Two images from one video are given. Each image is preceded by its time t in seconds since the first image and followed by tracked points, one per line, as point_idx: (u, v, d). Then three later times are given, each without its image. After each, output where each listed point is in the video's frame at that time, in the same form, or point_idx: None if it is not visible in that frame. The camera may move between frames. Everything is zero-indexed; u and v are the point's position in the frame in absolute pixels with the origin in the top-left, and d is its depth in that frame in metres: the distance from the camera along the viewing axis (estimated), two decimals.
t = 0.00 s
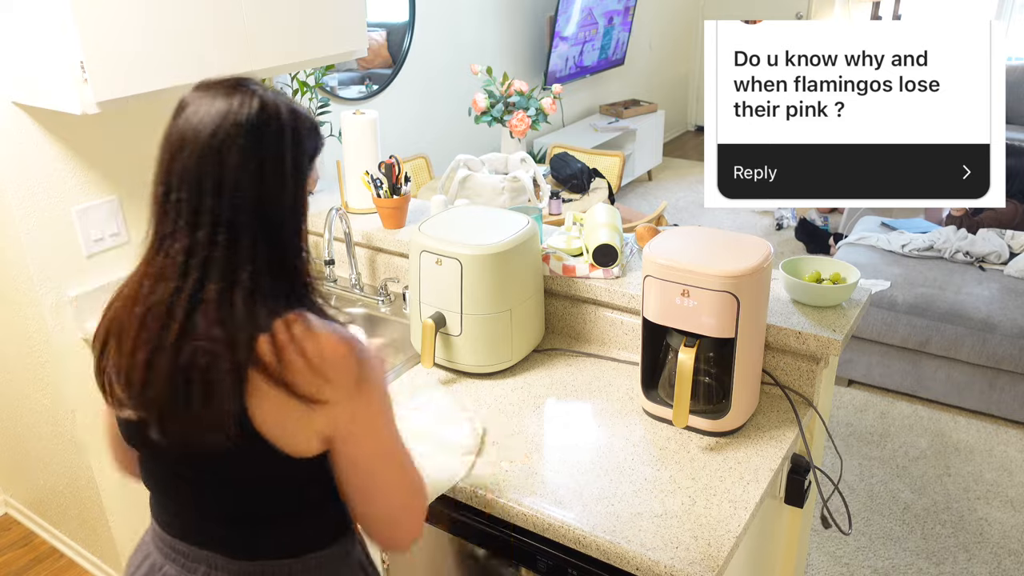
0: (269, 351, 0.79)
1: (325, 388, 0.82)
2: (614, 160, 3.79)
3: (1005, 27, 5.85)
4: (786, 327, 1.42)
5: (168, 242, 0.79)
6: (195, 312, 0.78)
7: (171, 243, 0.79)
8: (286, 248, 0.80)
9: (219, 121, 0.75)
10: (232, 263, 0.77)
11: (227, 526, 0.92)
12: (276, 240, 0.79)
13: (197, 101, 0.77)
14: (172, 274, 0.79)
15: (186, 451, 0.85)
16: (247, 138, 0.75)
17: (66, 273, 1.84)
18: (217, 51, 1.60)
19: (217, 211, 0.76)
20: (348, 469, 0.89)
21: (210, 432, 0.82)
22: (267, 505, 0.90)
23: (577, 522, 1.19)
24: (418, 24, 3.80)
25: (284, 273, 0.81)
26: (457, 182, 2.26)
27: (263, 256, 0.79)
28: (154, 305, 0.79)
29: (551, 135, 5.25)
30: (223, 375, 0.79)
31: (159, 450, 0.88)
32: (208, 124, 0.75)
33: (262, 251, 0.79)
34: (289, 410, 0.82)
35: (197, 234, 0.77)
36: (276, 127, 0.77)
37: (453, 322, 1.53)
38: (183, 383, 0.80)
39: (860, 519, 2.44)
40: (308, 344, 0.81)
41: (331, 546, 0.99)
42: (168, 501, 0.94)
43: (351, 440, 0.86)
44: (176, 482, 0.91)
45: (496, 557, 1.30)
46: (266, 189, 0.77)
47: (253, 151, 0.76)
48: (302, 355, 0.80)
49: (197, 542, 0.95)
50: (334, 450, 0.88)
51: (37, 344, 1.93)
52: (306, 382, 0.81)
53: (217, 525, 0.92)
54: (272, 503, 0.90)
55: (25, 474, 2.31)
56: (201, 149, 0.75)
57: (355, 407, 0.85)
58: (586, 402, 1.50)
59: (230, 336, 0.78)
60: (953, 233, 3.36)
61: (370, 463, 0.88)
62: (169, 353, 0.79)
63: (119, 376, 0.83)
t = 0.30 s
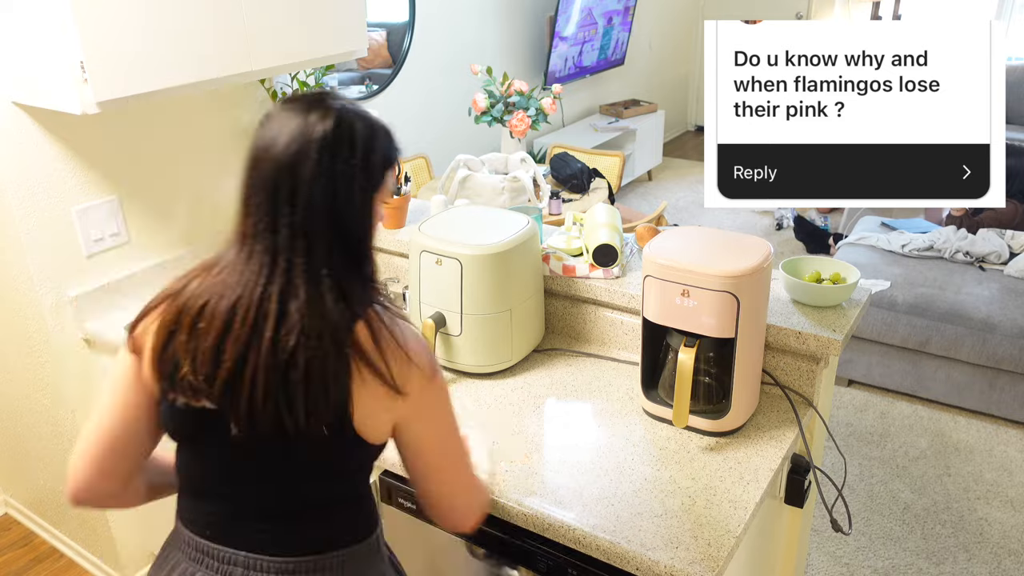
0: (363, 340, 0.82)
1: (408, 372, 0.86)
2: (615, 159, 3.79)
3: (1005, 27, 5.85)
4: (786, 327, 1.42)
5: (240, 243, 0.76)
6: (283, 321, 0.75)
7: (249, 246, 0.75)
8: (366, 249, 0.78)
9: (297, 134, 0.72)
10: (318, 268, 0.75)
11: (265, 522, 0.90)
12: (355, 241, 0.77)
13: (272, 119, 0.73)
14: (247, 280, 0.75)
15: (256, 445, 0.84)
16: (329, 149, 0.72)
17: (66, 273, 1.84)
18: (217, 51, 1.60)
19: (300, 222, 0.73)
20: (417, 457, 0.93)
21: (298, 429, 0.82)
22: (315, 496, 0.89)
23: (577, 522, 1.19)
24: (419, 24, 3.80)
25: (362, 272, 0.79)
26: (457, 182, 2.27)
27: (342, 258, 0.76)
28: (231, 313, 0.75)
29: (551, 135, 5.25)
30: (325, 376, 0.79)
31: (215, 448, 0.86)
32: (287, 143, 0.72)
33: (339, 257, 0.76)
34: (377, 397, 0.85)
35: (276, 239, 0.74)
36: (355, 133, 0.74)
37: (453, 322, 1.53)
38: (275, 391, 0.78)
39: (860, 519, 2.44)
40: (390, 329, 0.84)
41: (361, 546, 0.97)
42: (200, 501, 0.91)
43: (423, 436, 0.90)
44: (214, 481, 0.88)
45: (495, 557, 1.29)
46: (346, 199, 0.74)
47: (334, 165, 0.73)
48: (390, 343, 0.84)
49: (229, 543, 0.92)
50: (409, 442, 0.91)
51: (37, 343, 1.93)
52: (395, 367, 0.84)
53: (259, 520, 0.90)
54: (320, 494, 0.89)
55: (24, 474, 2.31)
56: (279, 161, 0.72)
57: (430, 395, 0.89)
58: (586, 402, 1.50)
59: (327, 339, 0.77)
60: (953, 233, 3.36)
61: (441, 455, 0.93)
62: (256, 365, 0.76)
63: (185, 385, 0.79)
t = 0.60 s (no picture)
0: (423, 363, 0.83)
1: (471, 395, 0.86)
2: (615, 159, 3.79)
3: (1005, 26, 5.85)
4: (786, 327, 1.42)
5: (331, 256, 0.85)
6: (349, 329, 0.81)
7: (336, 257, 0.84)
8: (444, 270, 0.85)
9: (389, 158, 0.80)
10: (392, 283, 0.82)
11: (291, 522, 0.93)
12: (434, 266, 0.84)
13: (369, 141, 0.81)
14: (331, 288, 0.84)
15: (310, 450, 0.88)
16: (416, 174, 0.80)
17: (66, 273, 1.84)
18: (217, 50, 1.60)
19: (384, 238, 0.81)
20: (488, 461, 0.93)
21: (350, 441, 0.85)
22: (342, 508, 0.91)
23: (577, 522, 1.18)
24: (419, 24, 3.79)
25: (437, 291, 0.85)
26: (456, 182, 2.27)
27: (416, 278, 0.83)
28: (307, 316, 0.83)
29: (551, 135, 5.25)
30: (378, 390, 0.81)
31: (266, 445, 0.90)
32: (378, 164, 0.80)
33: (420, 273, 0.83)
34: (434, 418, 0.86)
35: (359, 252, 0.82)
36: (443, 163, 0.81)
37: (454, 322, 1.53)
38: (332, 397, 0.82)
39: (860, 519, 2.44)
40: (460, 355, 0.84)
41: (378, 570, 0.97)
42: (238, 491, 0.96)
43: (491, 441, 0.90)
44: (252, 472, 0.93)
45: (495, 558, 1.29)
46: (426, 223, 0.81)
47: (421, 187, 0.80)
48: (455, 368, 0.84)
49: (256, 537, 0.96)
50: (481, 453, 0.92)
51: (37, 343, 1.93)
52: (455, 392, 0.85)
53: (286, 519, 0.93)
54: (349, 507, 0.91)
55: (24, 474, 2.31)
56: (369, 181, 0.80)
57: (499, 413, 0.88)
58: (586, 402, 1.50)
59: (387, 354, 0.81)
60: (953, 233, 3.36)
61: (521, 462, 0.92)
62: (315, 368, 0.81)
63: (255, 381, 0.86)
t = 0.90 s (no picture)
0: (446, 357, 0.83)
1: (493, 386, 0.87)
2: (615, 159, 3.79)
3: (1005, 26, 5.85)
4: (786, 327, 1.42)
5: (342, 253, 0.84)
6: (367, 326, 0.80)
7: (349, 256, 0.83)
8: (455, 263, 0.85)
9: (394, 156, 0.80)
10: (406, 279, 0.82)
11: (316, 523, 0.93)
12: (442, 260, 0.84)
13: (375, 141, 0.81)
14: (344, 286, 0.82)
15: (332, 449, 0.88)
16: (423, 168, 0.80)
17: (66, 273, 1.84)
18: (217, 50, 1.60)
19: (394, 234, 0.80)
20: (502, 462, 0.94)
21: (374, 438, 0.85)
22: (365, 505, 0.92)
23: (577, 522, 1.18)
24: (419, 24, 3.79)
25: (447, 284, 0.85)
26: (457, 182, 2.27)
27: (432, 273, 0.83)
28: (324, 316, 0.82)
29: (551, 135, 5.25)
30: (402, 386, 0.81)
31: (285, 448, 0.90)
32: (385, 162, 0.80)
33: (432, 268, 0.83)
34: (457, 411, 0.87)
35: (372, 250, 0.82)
36: (447, 159, 0.81)
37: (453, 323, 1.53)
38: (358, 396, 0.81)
39: (860, 519, 2.44)
40: (479, 347, 0.86)
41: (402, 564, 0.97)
42: (256, 496, 0.96)
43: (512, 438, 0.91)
44: (271, 477, 0.93)
45: (496, 558, 1.29)
46: (435, 218, 0.81)
47: (430, 183, 0.80)
48: (476, 359, 0.85)
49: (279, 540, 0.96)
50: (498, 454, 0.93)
51: (37, 343, 1.93)
52: (479, 381, 0.86)
53: (310, 522, 0.93)
54: (374, 506, 0.92)
55: (24, 474, 2.31)
56: (378, 179, 0.80)
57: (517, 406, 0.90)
58: (586, 402, 1.50)
59: (410, 349, 0.81)
60: (953, 233, 3.36)
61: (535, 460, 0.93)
62: (338, 367, 0.80)
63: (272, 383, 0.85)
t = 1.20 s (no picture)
0: (452, 371, 0.82)
1: (506, 403, 0.85)
2: (614, 159, 3.79)
3: (1004, 26, 5.85)
4: (786, 327, 1.42)
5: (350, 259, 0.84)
6: (370, 336, 0.80)
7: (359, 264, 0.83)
8: (468, 277, 0.84)
9: (409, 168, 0.79)
10: (415, 292, 0.81)
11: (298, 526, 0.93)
12: (455, 272, 0.82)
13: (390, 150, 0.80)
14: (354, 296, 0.82)
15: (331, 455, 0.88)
16: (437, 182, 0.78)
17: (66, 273, 1.84)
18: (217, 50, 1.60)
19: (405, 247, 0.79)
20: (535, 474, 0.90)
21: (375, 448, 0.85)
22: (351, 513, 0.91)
23: (577, 522, 1.19)
24: (419, 24, 3.79)
25: (461, 297, 0.84)
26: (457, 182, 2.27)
27: (443, 287, 0.82)
28: (330, 327, 0.81)
29: (551, 135, 5.25)
30: (404, 397, 0.81)
31: (281, 450, 0.90)
32: (399, 174, 0.79)
33: (443, 281, 0.82)
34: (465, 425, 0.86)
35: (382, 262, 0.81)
36: (463, 172, 0.79)
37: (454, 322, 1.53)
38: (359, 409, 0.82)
39: (860, 519, 2.44)
40: (490, 362, 0.84)
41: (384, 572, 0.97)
42: (247, 492, 0.97)
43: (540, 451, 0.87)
44: (260, 476, 0.94)
45: (495, 558, 1.29)
46: (449, 230, 0.80)
47: (444, 197, 0.79)
48: (485, 375, 0.83)
49: (261, 537, 0.96)
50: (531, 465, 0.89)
51: (36, 343, 1.93)
52: (489, 397, 0.84)
53: (295, 523, 0.93)
54: (368, 515, 0.92)
55: (24, 474, 2.31)
56: (391, 190, 0.79)
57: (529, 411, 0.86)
58: (585, 402, 1.50)
59: (413, 362, 0.80)
60: (953, 232, 3.36)
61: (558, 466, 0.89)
62: (340, 378, 0.81)
63: (272, 387, 0.85)
